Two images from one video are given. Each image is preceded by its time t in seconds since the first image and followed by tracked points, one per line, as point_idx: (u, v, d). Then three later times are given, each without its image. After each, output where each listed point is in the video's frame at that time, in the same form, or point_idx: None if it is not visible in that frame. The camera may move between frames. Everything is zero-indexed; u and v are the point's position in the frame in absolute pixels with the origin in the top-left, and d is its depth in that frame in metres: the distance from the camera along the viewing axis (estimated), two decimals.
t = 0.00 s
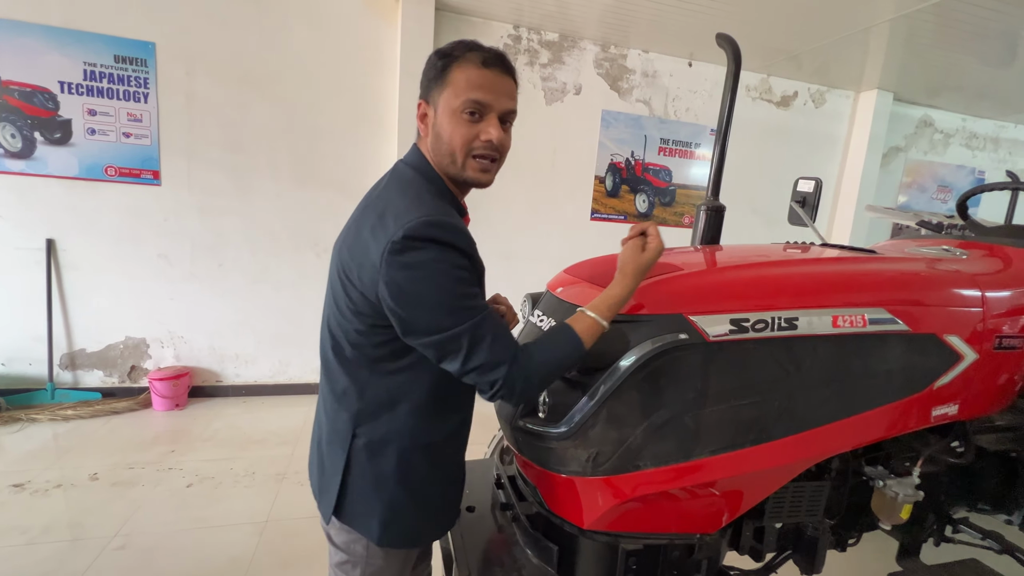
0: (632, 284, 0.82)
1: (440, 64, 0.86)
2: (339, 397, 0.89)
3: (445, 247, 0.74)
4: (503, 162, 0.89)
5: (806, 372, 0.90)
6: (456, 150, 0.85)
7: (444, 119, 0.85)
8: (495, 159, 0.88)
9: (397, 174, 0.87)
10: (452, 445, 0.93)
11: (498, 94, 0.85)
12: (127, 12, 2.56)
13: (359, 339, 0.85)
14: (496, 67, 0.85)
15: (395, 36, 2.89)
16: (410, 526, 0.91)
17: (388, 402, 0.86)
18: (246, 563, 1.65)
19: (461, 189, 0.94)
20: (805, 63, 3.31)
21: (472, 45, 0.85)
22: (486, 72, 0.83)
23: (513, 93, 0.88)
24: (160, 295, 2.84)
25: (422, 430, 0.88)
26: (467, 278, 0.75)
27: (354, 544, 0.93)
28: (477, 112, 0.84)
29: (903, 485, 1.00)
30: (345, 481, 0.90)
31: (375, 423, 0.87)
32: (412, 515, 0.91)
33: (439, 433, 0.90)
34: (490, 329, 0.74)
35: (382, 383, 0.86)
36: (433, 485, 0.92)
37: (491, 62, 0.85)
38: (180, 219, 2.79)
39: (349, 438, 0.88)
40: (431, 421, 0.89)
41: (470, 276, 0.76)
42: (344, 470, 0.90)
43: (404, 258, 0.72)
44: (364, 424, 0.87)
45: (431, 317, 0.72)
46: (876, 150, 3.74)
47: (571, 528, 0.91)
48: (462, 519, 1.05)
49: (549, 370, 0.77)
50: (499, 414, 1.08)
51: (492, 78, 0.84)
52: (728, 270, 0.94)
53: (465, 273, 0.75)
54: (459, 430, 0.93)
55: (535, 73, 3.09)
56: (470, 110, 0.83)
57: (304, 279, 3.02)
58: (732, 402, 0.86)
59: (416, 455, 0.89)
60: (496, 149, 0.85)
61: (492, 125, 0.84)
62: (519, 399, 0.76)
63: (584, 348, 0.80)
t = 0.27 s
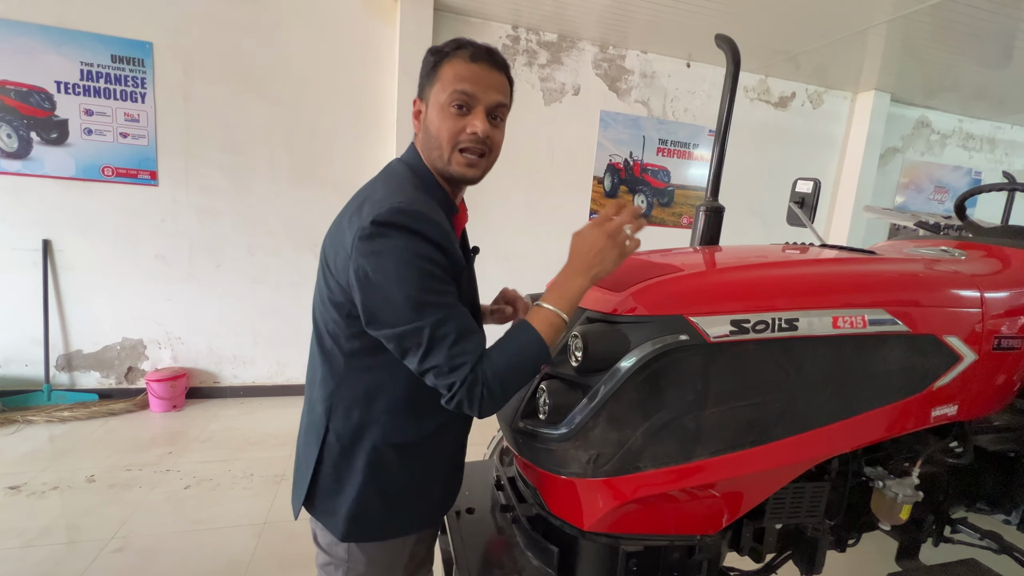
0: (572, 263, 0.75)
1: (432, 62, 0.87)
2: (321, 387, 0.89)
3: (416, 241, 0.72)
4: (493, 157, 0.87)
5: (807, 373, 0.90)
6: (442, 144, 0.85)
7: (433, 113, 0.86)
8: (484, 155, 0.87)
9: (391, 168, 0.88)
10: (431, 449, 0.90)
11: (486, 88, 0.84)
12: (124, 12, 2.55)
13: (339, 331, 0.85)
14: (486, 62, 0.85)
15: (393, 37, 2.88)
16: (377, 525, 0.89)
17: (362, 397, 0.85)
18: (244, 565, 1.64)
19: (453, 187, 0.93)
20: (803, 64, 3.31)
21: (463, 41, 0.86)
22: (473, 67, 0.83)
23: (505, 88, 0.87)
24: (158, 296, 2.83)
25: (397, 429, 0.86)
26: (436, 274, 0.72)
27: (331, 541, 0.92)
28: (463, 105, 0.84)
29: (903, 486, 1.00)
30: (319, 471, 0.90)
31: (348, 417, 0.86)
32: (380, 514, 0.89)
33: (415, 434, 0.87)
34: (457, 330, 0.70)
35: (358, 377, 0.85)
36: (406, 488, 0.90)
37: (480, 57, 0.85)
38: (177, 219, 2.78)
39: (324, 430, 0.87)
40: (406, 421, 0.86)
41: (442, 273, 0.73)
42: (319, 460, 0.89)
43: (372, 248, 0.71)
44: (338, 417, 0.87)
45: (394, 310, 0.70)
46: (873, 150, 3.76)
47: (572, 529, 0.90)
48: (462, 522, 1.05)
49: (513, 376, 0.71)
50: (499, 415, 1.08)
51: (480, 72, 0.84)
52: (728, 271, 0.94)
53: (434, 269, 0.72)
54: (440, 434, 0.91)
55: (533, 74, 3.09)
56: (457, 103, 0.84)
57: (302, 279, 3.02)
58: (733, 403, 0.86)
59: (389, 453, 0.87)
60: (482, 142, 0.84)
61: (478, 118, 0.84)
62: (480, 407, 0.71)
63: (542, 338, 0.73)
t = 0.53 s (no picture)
0: (552, 276, 0.75)
1: (403, 53, 0.94)
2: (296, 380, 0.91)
3: (357, 219, 0.74)
4: (462, 136, 0.91)
5: (810, 372, 0.89)
6: (413, 126, 0.89)
7: (404, 99, 0.91)
8: (455, 135, 0.90)
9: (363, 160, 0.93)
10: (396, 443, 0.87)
11: (452, 70, 0.90)
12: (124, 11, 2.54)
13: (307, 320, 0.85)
14: (453, 49, 0.91)
15: (394, 36, 2.88)
16: (342, 520, 0.88)
17: (326, 388, 0.85)
18: (245, 565, 1.64)
19: (430, 173, 0.95)
20: (804, 62, 3.31)
21: (431, 31, 0.92)
22: (439, 50, 0.89)
23: (472, 72, 0.92)
24: (158, 295, 2.83)
25: (358, 422, 0.84)
26: (375, 248, 0.73)
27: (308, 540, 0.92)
28: (431, 87, 0.89)
29: (906, 486, 1.00)
30: (291, 461, 0.91)
31: (314, 408, 0.86)
32: (344, 509, 0.88)
33: (377, 428, 0.84)
34: (394, 301, 0.70)
35: (321, 367, 0.85)
36: (371, 482, 0.87)
37: (446, 43, 0.91)
38: (178, 219, 2.78)
39: (295, 421, 0.89)
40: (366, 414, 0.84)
41: (381, 247, 0.74)
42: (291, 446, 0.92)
43: (318, 227, 0.75)
44: (306, 407, 0.87)
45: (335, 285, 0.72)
46: (874, 149, 3.75)
47: (574, 529, 0.90)
48: (465, 522, 1.05)
49: (454, 356, 0.69)
50: (501, 414, 1.08)
51: (446, 56, 0.90)
52: (731, 270, 0.94)
53: (373, 244, 0.73)
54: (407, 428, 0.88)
55: (534, 72, 3.08)
56: (424, 86, 0.89)
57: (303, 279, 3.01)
58: (736, 402, 0.86)
59: (351, 445, 0.86)
60: (450, 120, 0.88)
61: (445, 98, 0.88)
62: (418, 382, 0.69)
63: (499, 336, 0.71)
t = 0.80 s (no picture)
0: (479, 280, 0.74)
1: (374, 48, 0.97)
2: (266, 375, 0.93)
3: (297, 207, 0.78)
4: (428, 130, 0.93)
5: (813, 370, 0.89)
6: (379, 119, 0.92)
7: (372, 93, 0.94)
8: (420, 129, 0.92)
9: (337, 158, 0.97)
10: (349, 438, 0.85)
11: (417, 65, 0.92)
12: (125, 11, 2.54)
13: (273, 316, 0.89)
14: (420, 44, 0.94)
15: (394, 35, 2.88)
16: (292, 518, 0.86)
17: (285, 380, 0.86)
18: (247, 564, 1.64)
19: (400, 166, 0.97)
20: (806, 59, 3.29)
21: (401, 27, 0.95)
22: (405, 45, 0.92)
23: (439, 67, 0.94)
24: (161, 294, 2.84)
25: (308, 412, 0.83)
26: (309, 239, 0.76)
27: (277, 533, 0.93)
28: (396, 82, 0.92)
29: (908, 484, 1.01)
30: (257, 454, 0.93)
31: (275, 400, 0.88)
32: (293, 505, 0.85)
33: (329, 420, 0.83)
34: (318, 292, 0.73)
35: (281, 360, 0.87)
36: (322, 478, 0.85)
37: (414, 39, 0.94)
38: (179, 218, 2.78)
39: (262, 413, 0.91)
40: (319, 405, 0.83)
41: (317, 238, 0.77)
42: (260, 437, 0.95)
43: (263, 218, 0.79)
44: (270, 400, 0.89)
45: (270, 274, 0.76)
46: (877, 146, 3.74)
47: (576, 528, 0.90)
48: (467, 521, 1.05)
49: (357, 355, 0.71)
50: (502, 412, 1.08)
51: (413, 51, 0.92)
52: (732, 268, 0.93)
53: (307, 234, 0.76)
54: (363, 423, 0.86)
55: (535, 71, 3.08)
56: (390, 81, 0.92)
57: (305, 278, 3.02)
58: (738, 401, 0.86)
59: (302, 438, 0.84)
60: (414, 114, 0.90)
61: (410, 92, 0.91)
62: (324, 378, 0.71)
63: (408, 336, 0.71)
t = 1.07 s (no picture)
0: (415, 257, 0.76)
1: (365, 41, 0.98)
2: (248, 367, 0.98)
3: (264, 207, 0.80)
4: (414, 134, 0.95)
5: (817, 368, 0.89)
6: (366, 118, 0.94)
7: (360, 89, 0.96)
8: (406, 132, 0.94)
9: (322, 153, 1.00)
10: (317, 434, 0.89)
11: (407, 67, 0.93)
12: (129, 10, 2.55)
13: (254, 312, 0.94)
14: (411, 45, 0.95)
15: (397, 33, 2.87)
16: (262, 508, 0.90)
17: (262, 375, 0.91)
18: (253, 561, 1.65)
19: (384, 166, 0.99)
20: (811, 56, 3.28)
21: (394, 23, 0.96)
22: (396, 45, 0.93)
23: (428, 70, 0.96)
24: (166, 293, 2.85)
25: (279, 407, 0.88)
26: (271, 240, 0.79)
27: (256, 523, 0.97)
28: (385, 83, 0.93)
29: (914, 482, 1.00)
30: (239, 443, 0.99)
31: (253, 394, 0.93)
32: (263, 496, 0.90)
33: (298, 415, 0.88)
34: (274, 293, 0.77)
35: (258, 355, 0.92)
36: (291, 471, 0.89)
37: (406, 38, 0.95)
38: (184, 217, 2.79)
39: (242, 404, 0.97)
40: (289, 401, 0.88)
41: (286, 237, 0.80)
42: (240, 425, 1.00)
43: (235, 217, 0.83)
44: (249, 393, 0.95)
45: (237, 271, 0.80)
46: (883, 143, 3.72)
47: (579, 525, 0.90)
48: (470, 517, 1.05)
49: (303, 348, 0.74)
50: (505, 409, 1.08)
51: (404, 52, 0.94)
52: (735, 265, 0.93)
53: (270, 233, 0.79)
54: (332, 420, 0.90)
55: (537, 68, 3.07)
56: (379, 81, 0.93)
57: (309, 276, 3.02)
58: (742, 398, 0.86)
59: (273, 431, 0.89)
60: (400, 118, 0.92)
61: (397, 94, 0.92)
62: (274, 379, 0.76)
63: (348, 323, 0.74)
